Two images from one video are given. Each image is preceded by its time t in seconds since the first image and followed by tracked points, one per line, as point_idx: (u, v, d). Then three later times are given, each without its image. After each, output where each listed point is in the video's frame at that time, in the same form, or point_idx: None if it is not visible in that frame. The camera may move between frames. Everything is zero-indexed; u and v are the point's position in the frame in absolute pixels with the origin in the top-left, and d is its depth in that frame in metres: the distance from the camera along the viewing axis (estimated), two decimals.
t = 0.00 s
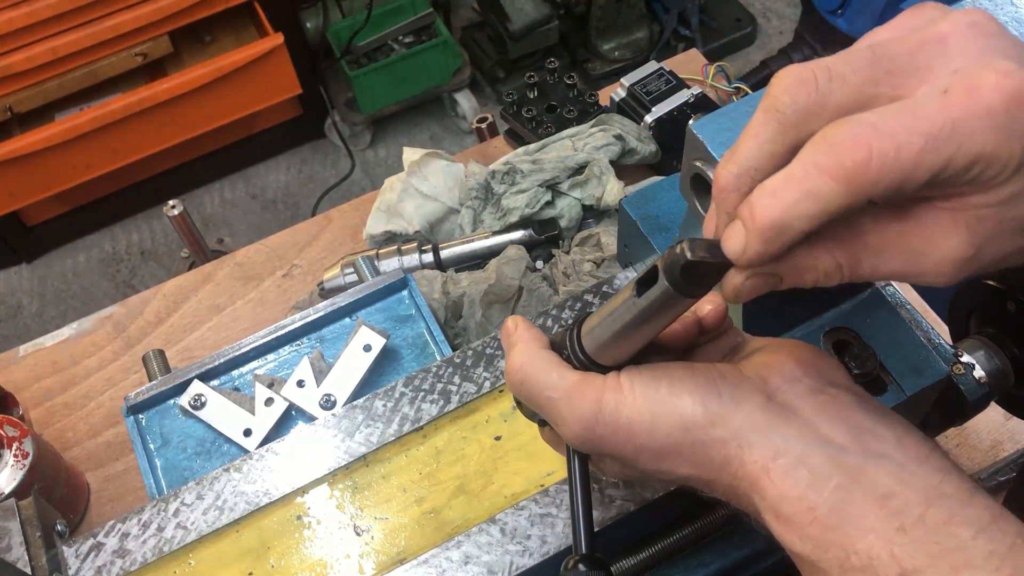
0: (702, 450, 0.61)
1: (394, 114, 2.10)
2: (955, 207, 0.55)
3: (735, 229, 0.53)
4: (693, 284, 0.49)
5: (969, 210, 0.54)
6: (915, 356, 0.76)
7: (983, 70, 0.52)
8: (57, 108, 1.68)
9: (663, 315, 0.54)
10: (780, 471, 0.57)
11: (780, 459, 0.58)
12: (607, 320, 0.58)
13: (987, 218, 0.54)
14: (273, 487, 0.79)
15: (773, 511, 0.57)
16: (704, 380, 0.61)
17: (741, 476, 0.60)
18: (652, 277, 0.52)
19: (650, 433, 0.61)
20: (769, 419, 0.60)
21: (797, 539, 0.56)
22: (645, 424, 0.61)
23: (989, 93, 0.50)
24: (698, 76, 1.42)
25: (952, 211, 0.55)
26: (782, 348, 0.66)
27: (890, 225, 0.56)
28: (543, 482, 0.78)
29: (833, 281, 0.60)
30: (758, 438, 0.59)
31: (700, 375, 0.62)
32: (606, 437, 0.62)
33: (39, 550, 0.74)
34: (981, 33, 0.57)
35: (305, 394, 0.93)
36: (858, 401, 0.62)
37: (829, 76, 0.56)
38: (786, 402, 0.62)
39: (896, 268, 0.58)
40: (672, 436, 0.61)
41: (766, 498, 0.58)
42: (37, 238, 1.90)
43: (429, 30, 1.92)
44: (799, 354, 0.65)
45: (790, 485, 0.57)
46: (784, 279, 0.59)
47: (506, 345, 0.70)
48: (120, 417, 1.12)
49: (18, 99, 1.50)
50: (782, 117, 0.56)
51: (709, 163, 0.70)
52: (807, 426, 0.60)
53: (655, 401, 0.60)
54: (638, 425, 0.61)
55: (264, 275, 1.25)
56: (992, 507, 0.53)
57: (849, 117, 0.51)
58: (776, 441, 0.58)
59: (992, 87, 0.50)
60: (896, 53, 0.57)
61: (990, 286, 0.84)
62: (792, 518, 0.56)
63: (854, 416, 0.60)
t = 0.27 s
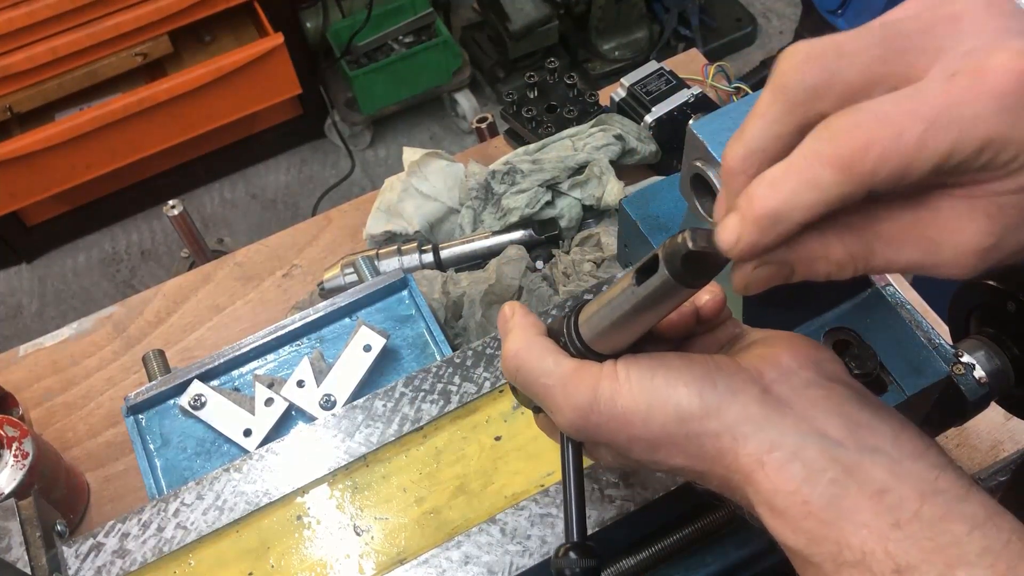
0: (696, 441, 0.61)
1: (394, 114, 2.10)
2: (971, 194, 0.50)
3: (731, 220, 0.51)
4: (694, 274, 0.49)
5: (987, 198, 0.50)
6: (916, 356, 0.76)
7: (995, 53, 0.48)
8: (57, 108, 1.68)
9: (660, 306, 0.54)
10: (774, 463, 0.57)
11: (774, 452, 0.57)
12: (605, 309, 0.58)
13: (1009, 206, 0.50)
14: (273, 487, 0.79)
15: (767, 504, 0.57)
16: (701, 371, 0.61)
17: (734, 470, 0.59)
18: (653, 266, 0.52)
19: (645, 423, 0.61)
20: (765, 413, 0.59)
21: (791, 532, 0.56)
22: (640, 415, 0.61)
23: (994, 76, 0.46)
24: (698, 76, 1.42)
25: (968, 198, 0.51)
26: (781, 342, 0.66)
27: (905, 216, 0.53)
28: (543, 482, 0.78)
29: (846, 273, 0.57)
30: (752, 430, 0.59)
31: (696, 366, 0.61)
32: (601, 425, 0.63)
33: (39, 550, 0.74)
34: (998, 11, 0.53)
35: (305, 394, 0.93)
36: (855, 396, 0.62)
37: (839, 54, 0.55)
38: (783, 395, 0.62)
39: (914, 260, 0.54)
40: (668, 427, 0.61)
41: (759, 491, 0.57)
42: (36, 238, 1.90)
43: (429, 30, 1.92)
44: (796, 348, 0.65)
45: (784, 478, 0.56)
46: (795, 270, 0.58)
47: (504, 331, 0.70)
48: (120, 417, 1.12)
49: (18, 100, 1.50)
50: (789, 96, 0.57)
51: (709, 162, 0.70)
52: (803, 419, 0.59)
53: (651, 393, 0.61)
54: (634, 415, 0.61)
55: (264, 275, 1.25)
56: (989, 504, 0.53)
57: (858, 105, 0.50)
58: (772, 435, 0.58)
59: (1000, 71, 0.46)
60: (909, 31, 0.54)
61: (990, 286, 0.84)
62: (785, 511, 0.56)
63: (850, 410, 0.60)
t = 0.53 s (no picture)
0: (696, 435, 0.61)
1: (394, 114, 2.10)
2: (969, 195, 0.50)
3: (732, 218, 0.51)
4: (698, 268, 0.50)
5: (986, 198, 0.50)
6: (916, 356, 0.76)
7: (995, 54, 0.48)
8: (57, 108, 1.68)
9: (662, 300, 0.54)
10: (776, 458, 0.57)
11: (775, 448, 0.57)
12: (607, 303, 0.58)
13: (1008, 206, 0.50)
14: (272, 487, 0.79)
15: (767, 499, 0.57)
16: (702, 365, 0.61)
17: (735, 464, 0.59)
18: (656, 259, 0.53)
19: (646, 417, 0.61)
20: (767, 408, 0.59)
21: (791, 527, 0.56)
22: (641, 408, 0.61)
23: (995, 76, 0.46)
24: (698, 76, 1.42)
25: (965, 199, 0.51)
26: (783, 338, 0.66)
27: (903, 215, 0.53)
28: (543, 482, 0.78)
29: (844, 270, 0.57)
30: (755, 425, 0.59)
31: (697, 360, 0.61)
32: (602, 418, 0.63)
33: (39, 550, 0.74)
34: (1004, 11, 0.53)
35: (305, 394, 0.93)
36: (856, 393, 0.62)
37: (837, 57, 0.55)
38: (785, 390, 0.62)
39: (911, 259, 0.54)
40: (668, 421, 0.61)
41: (760, 486, 0.57)
42: (36, 238, 1.90)
43: (429, 30, 1.92)
44: (798, 345, 0.65)
45: (785, 474, 0.56)
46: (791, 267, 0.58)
47: (505, 324, 0.70)
48: (120, 417, 1.12)
49: (18, 99, 1.50)
50: (789, 99, 0.56)
51: (709, 163, 0.70)
52: (804, 414, 0.59)
53: (652, 387, 0.61)
54: (634, 409, 0.61)
55: (264, 275, 1.25)
56: (990, 501, 0.53)
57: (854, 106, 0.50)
58: (774, 429, 0.58)
59: (1000, 70, 0.47)
60: (904, 35, 0.55)
61: (990, 286, 0.83)
62: (786, 507, 0.56)
63: (852, 406, 0.60)
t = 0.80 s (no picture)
0: (698, 439, 0.61)
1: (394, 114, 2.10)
2: (973, 201, 0.50)
3: (739, 225, 0.52)
4: (702, 274, 0.49)
5: (988, 205, 0.50)
6: (916, 356, 0.76)
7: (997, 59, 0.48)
8: (57, 108, 1.68)
9: (668, 304, 0.54)
10: (778, 463, 0.57)
11: (777, 452, 0.57)
12: (611, 308, 0.58)
13: (1010, 213, 0.49)
14: (273, 487, 0.79)
15: (769, 503, 0.57)
16: (705, 369, 0.61)
17: (737, 467, 0.60)
18: (660, 265, 0.53)
19: (648, 420, 0.61)
20: (770, 412, 0.59)
21: (793, 531, 0.56)
22: (643, 412, 0.61)
23: (998, 81, 0.46)
24: (698, 76, 1.42)
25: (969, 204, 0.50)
26: (785, 341, 0.66)
27: (907, 222, 0.53)
28: (543, 482, 0.78)
29: (849, 277, 0.57)
30: (755, 429, 0.59)
31: (700, 365, 0.61)
32: (604, 422, 0.63)
33: (39, 550, 0.74)
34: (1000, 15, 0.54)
35: (305, 393, 0.93)
36: (857, 395, 0.62)
37: (837, 63, 0.55)
38: (786, 395, 0.62)
39: (914, 266, 0.54)
40: (670, 424, 0.61)
41: (762, 490, 0.57)
42: (36, 238, 1.90)
43: (429, 30, 1.92)
44: (799, 347, 0.65)
45: (787, 478, 0.56)
46: (796, 273, 0.58)
47: (509, 326, 0.70)
48: (120, 417, 1.12)
49: (19, 99, 1.50)
50: (789, 105, 0.56)
51: (710, 164, 0.70)
52: (807, 418, 0.59)
53: (654, 390, 0.60)
54: (636, 413, 0.61)
55: (264, 274, 1.25)
56: (993, 504, 0.53)
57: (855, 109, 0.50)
58: (775, 433, 0.58)
59: (1004, 74, 0.46)
60: (904, 40, 0.55)
61: (990, 287, 0.84)
62: (788, 511, 0.56)
63: (853, 409, 0.60)
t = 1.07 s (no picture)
0: (698, 442, 0.61)
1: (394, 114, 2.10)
2: (972, 206, 0.50)
3: (736, 230, 0.52)
4: (700, 280, 0.49)
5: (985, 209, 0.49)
6: (916, 356, 0.76)
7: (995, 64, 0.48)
8: (57, 108, 1.68)
9: (667, 307, 0.54)
10: (778, 467, 0.57)
11: (778, 456, 0.57)
12: (611, 311, 0.58)
13: (1008, 217, 0.49)
14: (273, 487, 0.79)
15: (770, 506, 0.57)
16: (705, 373, 0.61)
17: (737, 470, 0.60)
18: (658, 270, 0.53)
19: (648, 423, 0.61)
20: (770, 415, 0.59)
21: (794, 535, 0.56)
22: (643, 414, 0.61)
23: (998, 84, 0.46)
24: (698, 76, 1.42)
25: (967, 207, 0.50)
26: (784, 342, 0.66)
27: (906, 227, 0.53)
28: (543, 482, 0.78)
29: (847, 282, 0.57)
30: (753, 433, 0.59)
31: (700, 368, 0.61)
32: (605, 425, 0.63)
33: (39, 550, 0.74)
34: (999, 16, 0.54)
35: (305, 394, 0.93)
36: (858, 397, 0.62)
37: (835, 69, 0.55)
38: (787, 397, 0.62)
39: (913, 270, 0.54)
40: (670, 426, 0.61)
41: (763, 494, 0.57)
42: (36, 238, 1.90)
43: (429, 30, 1.91)
44: (799, 350, 0.65)
45: (787, 482, 0.56)
46: (794, 278, 0.58)
47: (509, 328, 0.70)
48: (120, 417, 1.12)
49: (19, 99, 1.50)
50: (787, 110, 0.56)
51: (709, 164, 0.70)
52: (806, 421, 0.59)
53: (654, 393, 0.60)
54: (635, 415, 0.61)
55: (264, 274, 1.25)
56: (993, 507, 0.53)
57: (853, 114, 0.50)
58: (775, 436, 0.58)
59: (1001, 78, 0.46)
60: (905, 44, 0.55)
61: (990, 287, 0.84)
62: (789, 514, 0.56)
63: (853, 412, 0.60)
